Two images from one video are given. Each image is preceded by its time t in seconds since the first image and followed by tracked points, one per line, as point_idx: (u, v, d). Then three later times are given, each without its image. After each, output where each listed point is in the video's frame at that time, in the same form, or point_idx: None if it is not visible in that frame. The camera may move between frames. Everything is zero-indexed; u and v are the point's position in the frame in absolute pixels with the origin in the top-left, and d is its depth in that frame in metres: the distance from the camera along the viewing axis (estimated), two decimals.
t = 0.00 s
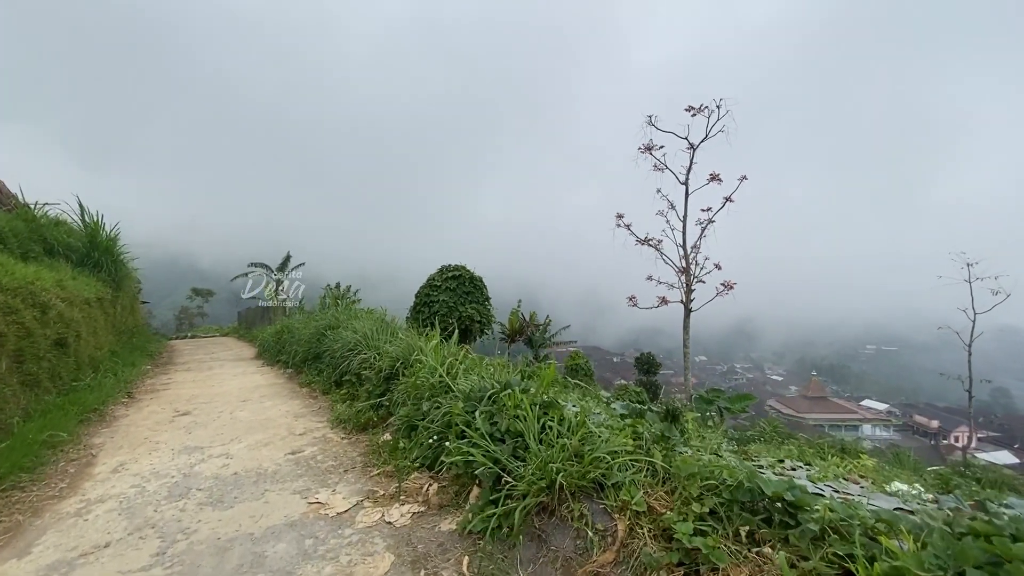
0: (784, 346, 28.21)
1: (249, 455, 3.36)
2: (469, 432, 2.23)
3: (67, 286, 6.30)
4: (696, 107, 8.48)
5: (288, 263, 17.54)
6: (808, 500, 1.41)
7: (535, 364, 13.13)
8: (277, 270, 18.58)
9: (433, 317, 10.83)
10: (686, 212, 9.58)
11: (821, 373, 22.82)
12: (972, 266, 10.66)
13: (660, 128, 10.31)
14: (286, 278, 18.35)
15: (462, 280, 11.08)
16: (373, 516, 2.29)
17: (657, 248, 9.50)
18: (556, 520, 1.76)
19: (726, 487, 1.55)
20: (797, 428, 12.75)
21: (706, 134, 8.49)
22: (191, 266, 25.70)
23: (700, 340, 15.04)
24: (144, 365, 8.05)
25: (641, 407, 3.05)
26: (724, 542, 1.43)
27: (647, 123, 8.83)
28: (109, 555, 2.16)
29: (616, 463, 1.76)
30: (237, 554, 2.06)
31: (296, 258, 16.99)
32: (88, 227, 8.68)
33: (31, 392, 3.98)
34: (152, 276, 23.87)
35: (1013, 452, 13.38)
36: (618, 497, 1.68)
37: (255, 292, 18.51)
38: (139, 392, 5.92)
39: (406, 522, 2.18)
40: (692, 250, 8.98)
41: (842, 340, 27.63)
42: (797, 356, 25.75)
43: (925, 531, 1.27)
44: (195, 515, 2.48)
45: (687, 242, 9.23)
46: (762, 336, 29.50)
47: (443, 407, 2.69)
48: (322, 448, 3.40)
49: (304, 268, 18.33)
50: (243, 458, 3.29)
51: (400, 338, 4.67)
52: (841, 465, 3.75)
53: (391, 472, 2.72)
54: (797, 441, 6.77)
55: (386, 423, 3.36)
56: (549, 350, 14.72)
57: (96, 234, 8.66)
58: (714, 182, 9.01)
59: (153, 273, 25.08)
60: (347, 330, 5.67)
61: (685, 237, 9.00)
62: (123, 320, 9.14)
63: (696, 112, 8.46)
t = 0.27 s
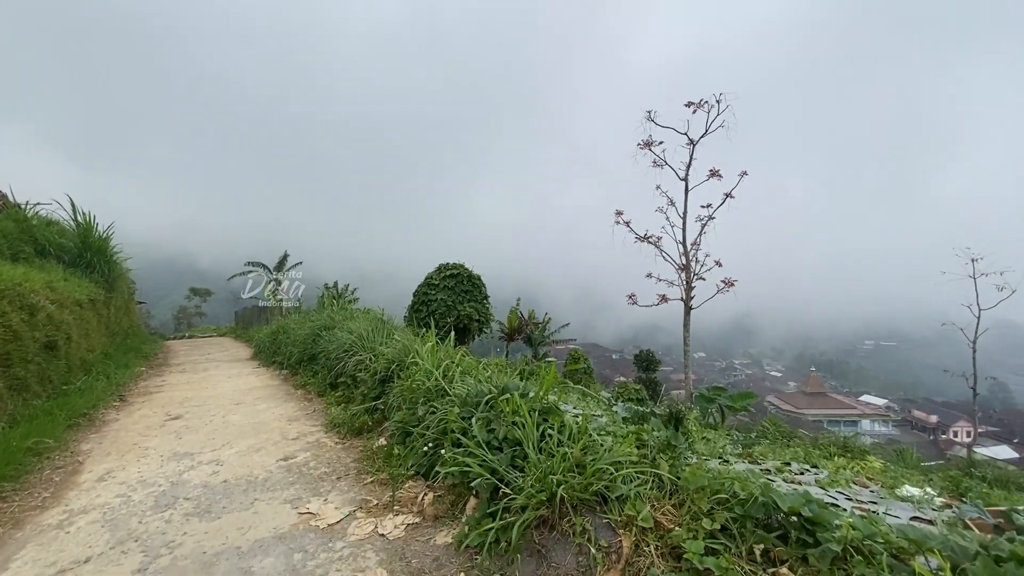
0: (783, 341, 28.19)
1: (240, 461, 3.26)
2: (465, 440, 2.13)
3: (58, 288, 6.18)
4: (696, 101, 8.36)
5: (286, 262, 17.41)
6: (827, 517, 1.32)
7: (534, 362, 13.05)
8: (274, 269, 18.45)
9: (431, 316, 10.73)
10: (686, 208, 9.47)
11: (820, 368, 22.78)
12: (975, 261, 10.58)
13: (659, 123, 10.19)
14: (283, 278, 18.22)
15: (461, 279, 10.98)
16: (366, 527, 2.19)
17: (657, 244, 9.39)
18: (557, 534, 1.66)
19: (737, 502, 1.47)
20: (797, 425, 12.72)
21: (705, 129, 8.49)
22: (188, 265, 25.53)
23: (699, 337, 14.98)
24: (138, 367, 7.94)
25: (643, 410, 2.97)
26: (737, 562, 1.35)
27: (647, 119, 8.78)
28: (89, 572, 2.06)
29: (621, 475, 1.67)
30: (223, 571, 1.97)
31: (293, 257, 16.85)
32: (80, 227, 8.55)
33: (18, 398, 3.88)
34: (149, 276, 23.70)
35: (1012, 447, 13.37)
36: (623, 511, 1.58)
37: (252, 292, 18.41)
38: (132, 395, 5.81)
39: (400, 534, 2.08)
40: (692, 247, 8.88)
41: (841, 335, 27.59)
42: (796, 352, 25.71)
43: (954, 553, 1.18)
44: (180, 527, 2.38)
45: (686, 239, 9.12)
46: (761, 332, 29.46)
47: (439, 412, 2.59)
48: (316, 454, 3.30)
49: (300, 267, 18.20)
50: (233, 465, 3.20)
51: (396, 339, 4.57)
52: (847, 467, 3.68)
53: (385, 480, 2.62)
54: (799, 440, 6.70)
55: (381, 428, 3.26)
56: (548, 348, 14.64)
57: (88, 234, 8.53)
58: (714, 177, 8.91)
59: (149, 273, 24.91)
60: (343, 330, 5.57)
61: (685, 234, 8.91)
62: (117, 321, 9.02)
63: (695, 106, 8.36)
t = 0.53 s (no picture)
0: (780, 337, 28.17)
1: (224, 464, 3.14)
2: (452, 444, 2.01)
3: (44, 287, 6.05)
4: (694, 95, 8.24)
5: (281, 259, 17.25)
6: (841, 528, 1.22)
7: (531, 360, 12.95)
8: (269, 267, 18.29)
9: (427, 313, 10.62)
10: (683, 203, 9.37)
11: (818, 364, 22.77)
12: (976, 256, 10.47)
13: (657, 117, 10.07)
14: (278, 276, 18.07)
15: (457, 275, 10.87)
16: (350, 535, 2.08)
17: (655, 240, 9.28)
18: (549, 545, 1.55)
19: (743, 511, 1.37)
20: (795, 420, 12.67)
21: (703, 123, 8.72)
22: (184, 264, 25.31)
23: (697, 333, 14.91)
24: (128, 367, 7.80)
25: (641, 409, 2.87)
26: None
27: (645, 113, 8.90)
28: None
29: (617, 481, 1.56)
30: None
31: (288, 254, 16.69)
32: (69, 225, 8.39)
33: None
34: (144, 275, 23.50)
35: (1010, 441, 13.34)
36: (620, 521, 1.48)
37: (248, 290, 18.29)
38: (119, 396, 5.68)
39: (384, 543, 1.98)
40: (691, 242, 8.80)
41: (838, 330, 27.58)
42: (793, 347, 25.68)
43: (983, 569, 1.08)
44: (155, 536, 2.27)
45: (684, 234, 9.02)
46: (758, 327, 29.44)
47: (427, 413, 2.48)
48: (303, 456, 3.19)
49: (296, 265, 18.04)
50: (216, 468, 3.08)
51: (388, 337, 4.46)
52: (851, 466, 3.59)
53: (372, 485, 2.51)
54: (798, 437, 6.62)
55: (370, 429, 3.14)
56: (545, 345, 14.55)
57: (77, 231, 8.37)
58: (712, 171, 8.83)
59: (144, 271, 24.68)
60: (334, 328, 5.45)
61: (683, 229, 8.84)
62: (107, 320, 8.87)
63: (693, 100, 8.28)
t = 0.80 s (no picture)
0: (777, 332, 28.12)
1: (200, 472, 3.01)
2: (430, 456, 1.89)
3: (27, 287, 5.88)
4: (690, 89, 8.09)
5: (275, 257, 17.06)
6: (848, 559, 1.10)
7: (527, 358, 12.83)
8: (264, 265, 18.10)
9: (422, 311, 10.47)
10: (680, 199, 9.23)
11: (815, 359, 22.72)
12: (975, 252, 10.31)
13: (653, 111, 9.92)
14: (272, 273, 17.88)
15: (452, 273, 10.73)
16: (321, 553, 1.96)
17: (651, 237, 9.14)
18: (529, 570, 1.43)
19: (739, 538, 1.26)
20: (792, 417, 12.58)
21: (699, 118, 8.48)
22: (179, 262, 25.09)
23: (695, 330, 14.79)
24: (114, 367, 7.64)
25: (632, 415, 2.76)
26: None
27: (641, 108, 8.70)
28: None
29: (603, 502, 1.44)
30: None
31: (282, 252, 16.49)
32: (55, 223, 8.20)
33: None
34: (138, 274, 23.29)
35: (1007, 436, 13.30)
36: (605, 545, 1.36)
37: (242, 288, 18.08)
38: (102, 398, 5.54)
39: (357, 562, 1.85)
40: (687, 239, 8.67)
41: (835, 326, 27.54)
42: (790, 343, 25.63)
43: None
44: (117, 553, 2.14)
45: (681, 231, 8.89)
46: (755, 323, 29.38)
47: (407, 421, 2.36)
48: (282, 464, 3.07)
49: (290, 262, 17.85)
50: (191, 477, 2.95)
51: (375, 338, 4.33)
52: (851, 470, 3.49)
53: (350, 497, 2.39)
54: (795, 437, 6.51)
55: (351, 435, 3.02)
56: (541, 343, 14.42)
57: (63, 230, 8.19)
58: (710, 166, 8.69)
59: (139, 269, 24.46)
60: (322, 329, 5.31)
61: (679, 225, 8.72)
62: (95, 320, 8.71)
63: (691, 94, 8.11)
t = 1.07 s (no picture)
0: (775, 329, 28.09)
1: (181, 480, 2.91)
2: (412, 468, 1.80)
3: (14, 286, 5.77)
4: (689, 84, 7.99)
5: (271, 255, 16.93)
6: None
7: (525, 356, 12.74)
8: (260, 263, 17.96)
9: (418, 310, 10.37)
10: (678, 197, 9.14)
11: (813, 356, 22.69)
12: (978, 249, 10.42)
13: (651, 108, 9.81)
14: (269, 271, 17.73)
15: (449, 271, 10.64)
16: (299, 569, 1.86)
17: (649, 234, 9.05)
18: None
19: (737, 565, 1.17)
20: (790, 414, 12.54)
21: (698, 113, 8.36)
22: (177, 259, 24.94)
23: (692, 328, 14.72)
24: (105, 368, 7.52)
25: (627, 420, 2.68)
26: None
27: (639, 103, 8.62)
28: None
29: (591, 523, 1.36)
30: None
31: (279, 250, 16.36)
32: (45, 221, 8.06)
33: None
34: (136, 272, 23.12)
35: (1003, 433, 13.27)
36: (593, 570, 1.28)
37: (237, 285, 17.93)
38: (89, 400, 5.42)
39: None
40: (686, 236, 8.59)
41: (833, 323, 27.51)
42: (788, 340, 25.59)
43: None
44: (87, 568, 2.04)
45: (679, 229, 8.80)
46: (753, 319, 29.36)
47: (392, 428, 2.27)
48: (267, 470, 2.97)
49: (287, 260, 17.72)
50: (172, 484, 2.85)
51: (366, 338, 4.23)
52: (853, 473, 3.42)
53: (333, 506, 2.31)
54: (794, 439, 6.44)
55: (337, 441, 2.93)
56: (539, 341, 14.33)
57: (53, 228, 8.05)
58: (708, 163, 8.61)
59: (136, 267, 24.31)
60: (313, 329, 5.20)
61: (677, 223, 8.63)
62: (87, 319, 8.58)
63: (689, 90, 8.02)
